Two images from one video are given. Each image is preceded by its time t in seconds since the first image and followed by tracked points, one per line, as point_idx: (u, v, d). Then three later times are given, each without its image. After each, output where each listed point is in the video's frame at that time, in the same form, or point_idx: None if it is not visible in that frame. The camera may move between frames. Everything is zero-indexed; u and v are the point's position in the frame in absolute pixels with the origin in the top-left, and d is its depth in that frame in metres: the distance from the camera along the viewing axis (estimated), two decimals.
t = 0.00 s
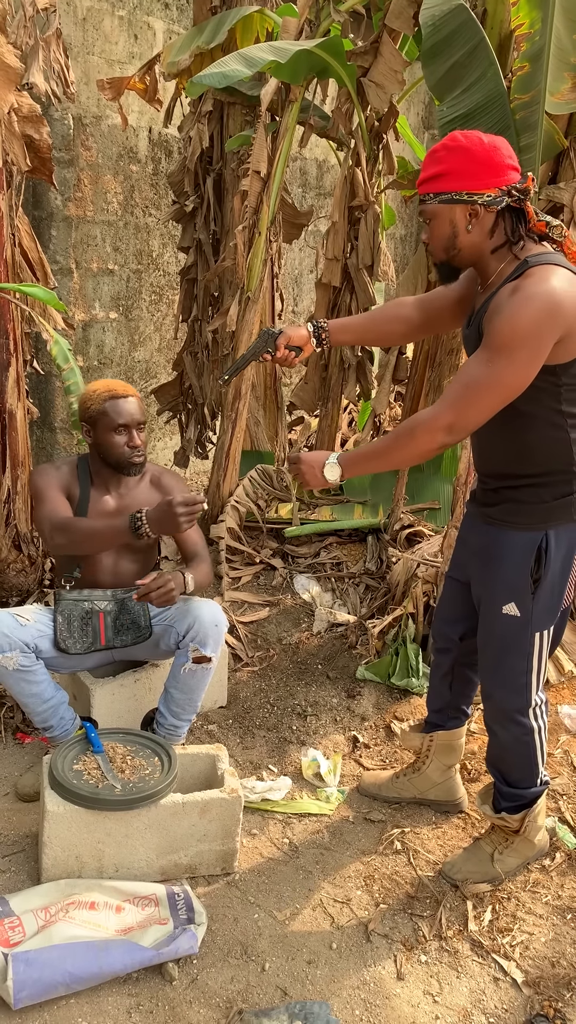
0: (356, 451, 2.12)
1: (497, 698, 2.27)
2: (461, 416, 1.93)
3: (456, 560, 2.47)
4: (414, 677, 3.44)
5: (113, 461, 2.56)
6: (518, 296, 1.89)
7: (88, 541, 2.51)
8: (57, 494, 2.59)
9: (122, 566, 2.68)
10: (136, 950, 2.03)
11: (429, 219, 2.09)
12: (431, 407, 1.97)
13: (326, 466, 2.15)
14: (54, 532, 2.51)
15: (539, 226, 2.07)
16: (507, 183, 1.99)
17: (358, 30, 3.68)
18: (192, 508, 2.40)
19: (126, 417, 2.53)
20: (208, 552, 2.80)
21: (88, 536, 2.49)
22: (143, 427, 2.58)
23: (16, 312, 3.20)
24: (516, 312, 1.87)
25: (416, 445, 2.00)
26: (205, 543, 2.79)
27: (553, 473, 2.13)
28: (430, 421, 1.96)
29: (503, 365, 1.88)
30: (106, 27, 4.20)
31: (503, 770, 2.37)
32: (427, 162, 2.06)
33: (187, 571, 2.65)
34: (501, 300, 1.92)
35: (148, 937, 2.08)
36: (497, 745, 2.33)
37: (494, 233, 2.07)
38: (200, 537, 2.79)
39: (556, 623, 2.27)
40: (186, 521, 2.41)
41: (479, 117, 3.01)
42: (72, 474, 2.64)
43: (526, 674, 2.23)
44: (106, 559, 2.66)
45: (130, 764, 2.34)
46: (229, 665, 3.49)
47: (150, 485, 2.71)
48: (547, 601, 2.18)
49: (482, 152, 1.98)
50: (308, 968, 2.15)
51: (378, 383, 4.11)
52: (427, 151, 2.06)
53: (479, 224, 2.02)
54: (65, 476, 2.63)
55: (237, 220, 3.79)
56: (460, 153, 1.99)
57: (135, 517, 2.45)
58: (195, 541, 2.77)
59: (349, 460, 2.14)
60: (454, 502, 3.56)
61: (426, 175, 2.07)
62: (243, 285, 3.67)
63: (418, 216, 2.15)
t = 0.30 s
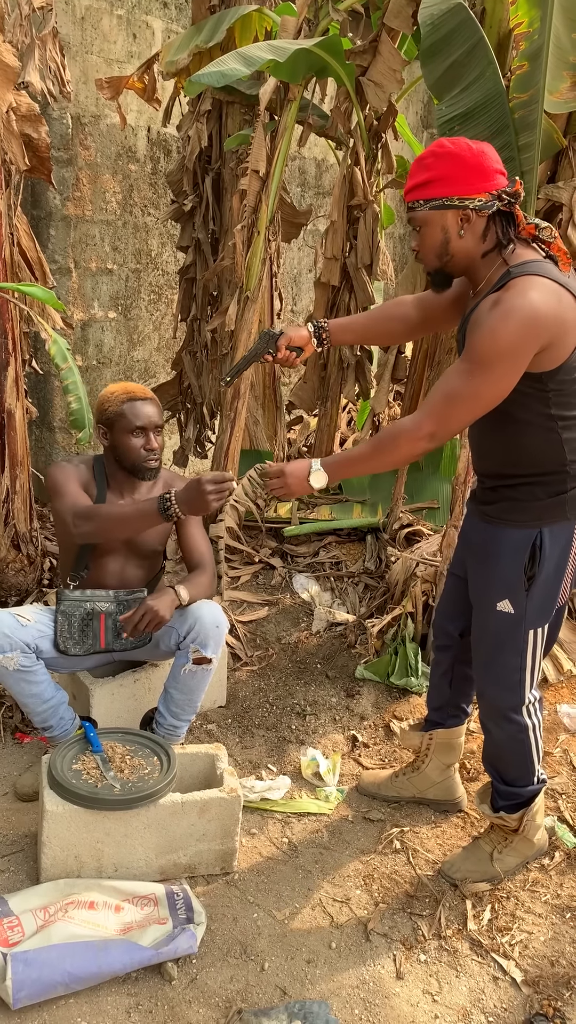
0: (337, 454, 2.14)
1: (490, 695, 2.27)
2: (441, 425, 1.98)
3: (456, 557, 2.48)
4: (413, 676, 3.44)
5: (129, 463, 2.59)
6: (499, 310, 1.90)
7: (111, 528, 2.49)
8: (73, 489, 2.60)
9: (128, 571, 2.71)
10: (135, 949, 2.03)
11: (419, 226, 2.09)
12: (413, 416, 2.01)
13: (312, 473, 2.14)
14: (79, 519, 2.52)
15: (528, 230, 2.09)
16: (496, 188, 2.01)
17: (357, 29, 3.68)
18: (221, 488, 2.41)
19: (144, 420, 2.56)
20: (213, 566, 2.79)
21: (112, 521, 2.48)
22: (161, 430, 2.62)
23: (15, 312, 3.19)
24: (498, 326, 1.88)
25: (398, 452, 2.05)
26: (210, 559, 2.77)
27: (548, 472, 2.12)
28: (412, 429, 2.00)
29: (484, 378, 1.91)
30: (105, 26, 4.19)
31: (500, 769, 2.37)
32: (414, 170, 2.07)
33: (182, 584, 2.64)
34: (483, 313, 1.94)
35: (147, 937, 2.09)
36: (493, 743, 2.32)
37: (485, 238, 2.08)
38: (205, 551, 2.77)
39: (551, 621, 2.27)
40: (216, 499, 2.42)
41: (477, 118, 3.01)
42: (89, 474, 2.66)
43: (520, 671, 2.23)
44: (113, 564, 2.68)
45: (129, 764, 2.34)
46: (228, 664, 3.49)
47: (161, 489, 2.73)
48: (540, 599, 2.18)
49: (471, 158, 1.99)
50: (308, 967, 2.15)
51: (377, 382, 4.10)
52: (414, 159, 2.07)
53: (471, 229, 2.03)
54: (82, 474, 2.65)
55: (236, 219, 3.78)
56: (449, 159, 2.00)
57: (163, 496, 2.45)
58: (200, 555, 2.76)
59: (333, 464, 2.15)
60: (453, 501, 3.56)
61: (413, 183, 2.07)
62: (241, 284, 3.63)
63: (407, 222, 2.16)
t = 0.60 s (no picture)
0: (330, 456, 2.14)
1: (487, 691, 2.27)
2: (433, 426, 1.98)
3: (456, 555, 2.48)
4: (412, 675, 3.44)
5: (138, 466, 2.59)
6: (489, 312, 1.90)
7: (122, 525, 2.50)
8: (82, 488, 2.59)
9: (132, 572, 2.72)
10: (135, 949, 2.03)
11: (412, 225, 2.11)
12: (405, 418, 2.01)
13: (305, 474, 2.16)
14: (91, 515, 2.53)
15: (521, 232, 2.08)
16: (489, 189, 2.01)
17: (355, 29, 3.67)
18: (233, 483, 2.44)
19: (153, 424, 2.57)
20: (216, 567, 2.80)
21: (124, 517, 2.49)
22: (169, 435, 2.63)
23: (13, 312, 3.19)
24: (488, 329, 1.88)
25: (390, 454, 2.05)
26: (213, 562, 2.78)
27: (543, 468, 2.12)
28: (405, 430, 2.01)
29: (475, 380, 1.91)
30: (103, 25, 4.19)
31: (498, 767, 2.36)
32: (409, 168, 2.06)
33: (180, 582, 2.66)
34: (473, 315, 1.94)
35: (147, 937, 2.08)
36: (490, 741, 2.32)
37: (477, 239, 2.09)
38: (209, 554, 2.78)
39: (547, 619, 2.27)
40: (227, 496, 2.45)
41: (476, 117, 3.02)
42: (97, 475, 2.66)
43: (516, 668, 2.23)
44: (117, 566, 2.69)
45: (128, 764, 2.33)
46: (227, 664, 3.49)
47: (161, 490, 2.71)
48: (536, 596, 2.18)
49: (465, 159, 1.99)
50: (307, 966, 2.15)
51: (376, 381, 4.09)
52: (409, 158, 2.06)
53: (462, 230, 2.04)
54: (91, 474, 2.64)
55: (235, 218, 3.78)
56: (443, 159, 2.00)
57: (176, 490, 2.47)
58: (202, 557, 2.77)
59: (325, 465, 2.16)
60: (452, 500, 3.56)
61: (408, 182, 2.07)
62: (240, 283, 3.63)
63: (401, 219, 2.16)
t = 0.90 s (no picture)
0: (323, 453, 2.15)
1: (485, 690, 2.28)
2: (427, 424, 1.99)
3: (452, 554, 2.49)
4: (410, 674, 3.44)
5: (138, 465, 2.58)
6: (483, 312, 1.90)
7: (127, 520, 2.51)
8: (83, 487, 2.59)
9: (130, 572, 2.72)
10: (133, 948, 2.04)
11: (409, 221, 2.11)
12: (399, 416, 2.02)
13: (297, 471, 2.18)
14: (93, 511, 2.53)
15: (517, 235, 2.07)
16: (487, 190, 2.00)
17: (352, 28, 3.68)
18: (235, 479, 2.42)
19: (152, 422, 2.56)
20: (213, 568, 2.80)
21: (126, 514, 2.50)
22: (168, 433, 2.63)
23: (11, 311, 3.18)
24: (482, 329, 1.89)
25: (383, 451, 2.06)
26: (211, 563, 2.78)
27: (539, 467, 2.12)
28: (399, 428, 2.01)
29: (468, 379, 1.92)
30: (100, 24, 4.19)
31: (495, 765, 2.37)
32: (410, 163, 2.07)
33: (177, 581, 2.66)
34: (467, 315, 1.94)
35: (144, 936, 2.08)
36: (488, 739, 2.33)
37: (470, 239, 2.09)
38: (207, 555, 2.78)
39: (544, 617, 2.27)
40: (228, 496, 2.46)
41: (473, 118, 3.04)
42: (97, 475, 2.66)
43: (514, 666, 2.23)
44: (115, 565, 2.69)
45: (126, 763, 2.33)
46: (224, 664, 3.49)
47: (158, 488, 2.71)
48: (533, 594, 2.18)
49: (465, 157, 2.00)
50: (304, 965, 2.15)
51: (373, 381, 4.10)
52: (410, 153, 2.07)
53: (457, 229, 2.05)
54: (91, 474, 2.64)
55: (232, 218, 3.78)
56: (443, 157, 2.01)
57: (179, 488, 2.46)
58: (201, 557, 2.77)
59: (318, 462, 2.16)
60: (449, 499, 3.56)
61: (409, 176, 2.08)
62: (237, 282, 3.62)
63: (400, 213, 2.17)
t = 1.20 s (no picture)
0: (318, 453, 2.14)
1: (483, 689, 2.28)
2: (423, 422, 1.99)
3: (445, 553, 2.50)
4: (407, 675, 3.44)
5: (136, 465, 2.59)
6: (479, 311, 1.91)
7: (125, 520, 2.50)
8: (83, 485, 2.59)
9: (127, 572, 2.72)
10: (130, 948, 2.04)
11: (406, 220, 2.10)
12: (395, 414, 2.01)
13: (292, 470, 2.19)
14: (92, 509, 2.52)
15: (513, 232, 2.09)
16: (484, 188, 2.02)
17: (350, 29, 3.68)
18: (232, 476, 2.43)
19: (150, 421, 2.56)
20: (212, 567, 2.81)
21: (125, 511, 2.49)
22: (167, 432, 2.63)
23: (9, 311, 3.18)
24: (478, 326, 1.89)
25: (379, 450, 2.05)
26: (209, 564, 2.78)
27: (533, 466, 2.14)
28: (395, 426, 2.01)
29: (464, 376, 1.92)
30: (98, 25, 4.19)
31: (493, 764, 2.37)
32: (406, 163, 2.07)
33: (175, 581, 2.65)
34: (463, 314, 1.94)
35: (142, 937, 2.09)
36: (486, 737, 2.33)
37: (470, 237, 2.10)
38: (205, 556, 2.78)
39: (540, 614, 2.28)
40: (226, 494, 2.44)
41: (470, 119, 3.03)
42: (96, 474, 2.66)
43: (511, 664, 2.24)
44: (114, 565, 2.69)
45: (123, 764, 2.34)
46: (222, 664, 3.49)
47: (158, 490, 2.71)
48: (529, 592, 2.18)
49: (462, 156, 2.00)
50: (302, 965, 2.16)
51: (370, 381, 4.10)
52: (406, 153, 2.07)
53: (456, 228, 2.05)
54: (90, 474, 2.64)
55: (229, 218, 3.79)
56: (441, 156, 2.01)
57: (177, 488, 2.44)
58: (199, 558, 2.77)
59: (313, 461, 2.16)
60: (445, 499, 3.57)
61: (404, 176, 2.08)
62: (234, 283, 3.61)
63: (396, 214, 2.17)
